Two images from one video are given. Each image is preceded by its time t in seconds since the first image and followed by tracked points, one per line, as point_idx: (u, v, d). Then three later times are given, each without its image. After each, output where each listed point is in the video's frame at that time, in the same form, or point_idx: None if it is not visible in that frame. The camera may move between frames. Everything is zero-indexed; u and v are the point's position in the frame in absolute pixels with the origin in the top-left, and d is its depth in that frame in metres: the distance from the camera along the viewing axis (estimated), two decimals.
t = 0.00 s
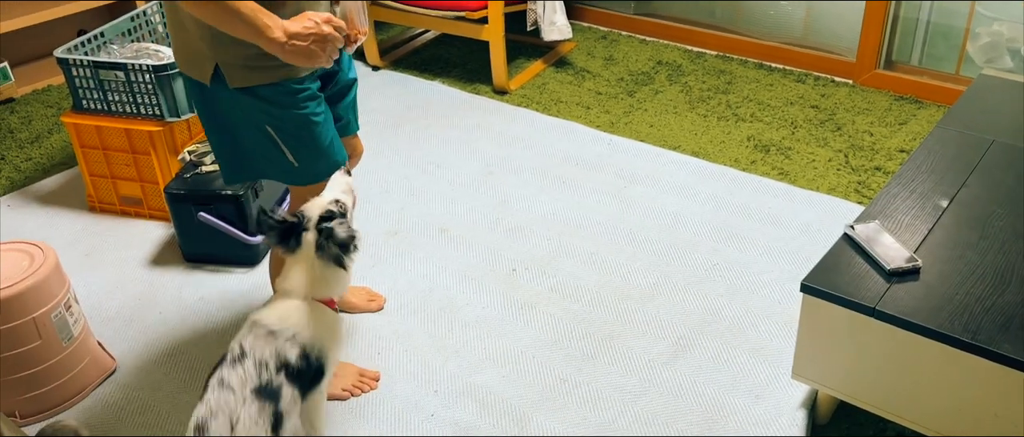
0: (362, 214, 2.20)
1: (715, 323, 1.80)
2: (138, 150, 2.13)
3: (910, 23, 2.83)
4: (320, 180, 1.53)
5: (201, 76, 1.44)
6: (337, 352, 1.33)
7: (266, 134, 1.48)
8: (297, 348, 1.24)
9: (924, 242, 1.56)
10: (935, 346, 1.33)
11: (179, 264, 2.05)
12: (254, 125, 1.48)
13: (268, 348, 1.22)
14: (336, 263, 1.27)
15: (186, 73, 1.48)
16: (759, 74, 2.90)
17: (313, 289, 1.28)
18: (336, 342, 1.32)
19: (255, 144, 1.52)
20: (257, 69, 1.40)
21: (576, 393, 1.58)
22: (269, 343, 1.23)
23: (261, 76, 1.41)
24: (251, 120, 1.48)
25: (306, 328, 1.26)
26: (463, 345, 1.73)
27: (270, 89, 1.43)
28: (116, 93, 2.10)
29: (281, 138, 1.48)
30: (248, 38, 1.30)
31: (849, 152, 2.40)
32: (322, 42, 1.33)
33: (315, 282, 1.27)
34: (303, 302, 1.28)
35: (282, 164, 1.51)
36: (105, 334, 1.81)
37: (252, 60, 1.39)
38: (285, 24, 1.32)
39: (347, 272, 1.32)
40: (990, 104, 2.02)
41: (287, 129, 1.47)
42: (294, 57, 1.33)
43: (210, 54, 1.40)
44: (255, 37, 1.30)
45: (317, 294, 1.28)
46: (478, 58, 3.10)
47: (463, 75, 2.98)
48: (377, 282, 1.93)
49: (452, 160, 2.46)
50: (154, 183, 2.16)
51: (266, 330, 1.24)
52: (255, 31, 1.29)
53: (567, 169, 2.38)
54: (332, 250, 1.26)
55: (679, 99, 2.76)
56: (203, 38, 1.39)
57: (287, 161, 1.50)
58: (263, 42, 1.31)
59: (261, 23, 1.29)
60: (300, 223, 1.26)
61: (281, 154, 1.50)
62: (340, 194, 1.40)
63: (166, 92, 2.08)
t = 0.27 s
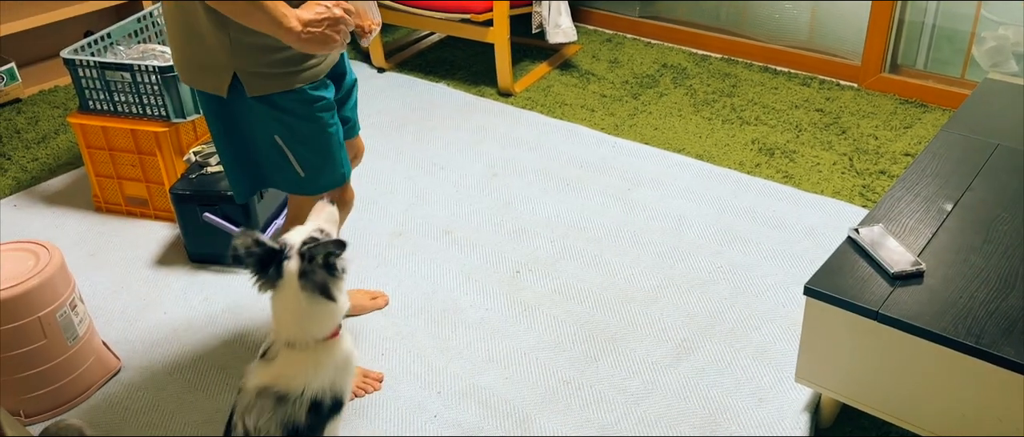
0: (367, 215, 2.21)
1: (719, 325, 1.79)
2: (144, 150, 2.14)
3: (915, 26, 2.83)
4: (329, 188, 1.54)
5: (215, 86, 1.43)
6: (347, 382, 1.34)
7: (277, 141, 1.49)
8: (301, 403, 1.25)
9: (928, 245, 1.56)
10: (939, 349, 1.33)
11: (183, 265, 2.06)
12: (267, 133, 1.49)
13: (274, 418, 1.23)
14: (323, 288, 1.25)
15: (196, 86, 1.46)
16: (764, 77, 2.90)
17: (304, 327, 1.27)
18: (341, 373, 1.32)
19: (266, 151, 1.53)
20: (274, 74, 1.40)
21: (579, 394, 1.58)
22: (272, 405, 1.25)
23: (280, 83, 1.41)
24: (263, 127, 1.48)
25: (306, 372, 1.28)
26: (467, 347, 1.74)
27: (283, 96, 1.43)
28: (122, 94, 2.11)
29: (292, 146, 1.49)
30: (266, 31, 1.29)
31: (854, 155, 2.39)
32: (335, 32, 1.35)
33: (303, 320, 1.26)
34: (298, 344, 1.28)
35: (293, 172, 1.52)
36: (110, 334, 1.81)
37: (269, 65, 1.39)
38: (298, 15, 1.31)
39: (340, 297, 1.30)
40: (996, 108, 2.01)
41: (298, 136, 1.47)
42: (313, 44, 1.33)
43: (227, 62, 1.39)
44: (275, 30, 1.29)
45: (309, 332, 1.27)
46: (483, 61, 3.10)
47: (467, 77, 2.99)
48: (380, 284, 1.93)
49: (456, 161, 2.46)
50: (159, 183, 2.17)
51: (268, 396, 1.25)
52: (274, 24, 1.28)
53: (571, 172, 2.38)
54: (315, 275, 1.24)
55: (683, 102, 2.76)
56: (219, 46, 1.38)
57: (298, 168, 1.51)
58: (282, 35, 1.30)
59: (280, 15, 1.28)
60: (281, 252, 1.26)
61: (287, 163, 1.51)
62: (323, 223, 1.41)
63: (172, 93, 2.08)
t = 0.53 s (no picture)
0: (370, 217, 2.21)
1: (722, 327, 1.79)
2: (148, 151, 2.15)
3: (919, 29, 2.83)
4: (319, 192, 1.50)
5: (214, 90, 1.37)
6: (358, 411, 1.29)
7: (270, 145, 1.43)
8: (295, 421, 1.21)
9: (931, 248, 1.56)
10: (942, 352, 1.33)
11: (187, 265, 2.06)
12: (261, 136, 1.42)
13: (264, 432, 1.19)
14: (349, 302, 1.23)
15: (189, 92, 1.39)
16: (767, 80, 2.90)
17: (323, 343, 1.24)
18: (352, 399, 1.28)
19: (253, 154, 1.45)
20: (279, 75, 1.37)
21: (582, 396, 1.58)
22: (266, 419, 1.20)
23: (287, 84, 1.38)
24: (256, 129, 1.42)
25: (315, 390, 1.24)
26: (469, 348, 1.74)
27: (283, 98, 1.39)
28: (127, 95, 2.12)
29: (288, 150, 1.43)
30: (275, 31, 1.25)
31: (858, 158, 2.39)
32: (338, 40, 1.32)
33: (325, 334, 1.23)
34: (315, 359, 1.25)
35: (283, 177, 1.46)
36: (113, 334, 1.82)
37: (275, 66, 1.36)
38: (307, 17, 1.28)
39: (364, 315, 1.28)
40: (1000, 111, 2.01)
41: (295, 140, 1.42)
42: (315, 49, 1.29)
43: (231, 65, 1.34)
44: (285, 30, 1.25)
45: (328, 349, 1.24)
46: (487, 63, 3.11)
47: (471, 79, 2.99)
48: (383, 285, 1.94)
49: (460, 163, 2.46)
50: (163, 184, 2.17)
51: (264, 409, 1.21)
52: (286, 24, 1.24)
53: (574, 174, 2.39)
54: (342, 287, 1.22)
55: (687, 104, 2.76)
56: (222, 49, 1.33)
57: (290, 173, 1.45)
58: (291, 37, 1.26)
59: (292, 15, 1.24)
60: (310, 261, 1.24)
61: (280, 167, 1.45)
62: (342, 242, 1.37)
63: (177, 94, 2.09)
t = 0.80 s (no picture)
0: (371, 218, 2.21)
1: (722, 329, 1.80)
2: (150, 153, 2.15)
3: (919, 32, 2.83)
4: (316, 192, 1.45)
5: (199, 95, 1.30)
6: (402, 407, 1.30)
7: (265, 149, 1.36)
8: (343, 424, 1.22)
9: (931, 250, 1.56)
10: (942, 354, 1.33)
11: (188, 266, 2.06)
12: (253, 142, 1.36)
13: None
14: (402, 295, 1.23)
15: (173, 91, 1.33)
16: (768, 82, 2.91)
17: (376, 340, 1.24)
18: (398, 397, 1.29)
19: (242, 162, 1.39)
20: (265, 81, 1.31)
21: (582, 398, 1.58)
22: (314, 422, 1.21)
23: (276, 89, 1.33)
24: (250, 133, 1.35)
25: (362, 391, 1.24)
26: (470, 350, 1.74)
27: (272, 101, 1.34)
28: (128, 97, 2.12)
29: (285, 153, 1.37)
30: (323, 83, 1.25)
31: (858, 161, 2.39)
32: (382, 115, 1.32)
33: (379, 331, 1.23)
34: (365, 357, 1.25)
35: (281, 181, 1.40)
36: (114, 335, 1.82)
37: (260, 72, 1.30)
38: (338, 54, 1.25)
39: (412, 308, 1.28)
40: (1000, 113, 2.01)
41: (292, 141, 1.37)
42: (356, 114, 1.29)
43: (216, 71, 1.27)
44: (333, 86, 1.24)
45: (381, 348, 1.25)
46: (488, 65, 3.11)
47: (472, 81, 3.00)
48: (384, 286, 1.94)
49: (460, 165, 2.47)
50: (165, 185, 2.18)
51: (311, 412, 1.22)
52: (335, 79, 1.24)
53: (575, 175, 2.39)
54: (396, 281, 1.22)
55: (687, 106, 2.76)
56: (209, 54, 1.26)
57: (289, 176, 1.40)
58: (336, 94, 1.26)
59: (346, 75, 1.24)
60: (362, 259, 1.22)
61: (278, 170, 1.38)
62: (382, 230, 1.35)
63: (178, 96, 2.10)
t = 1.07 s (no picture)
0: (371, 219, 2.21)
1: (720, 330, 1.80)
2: (149, 154, 2.15)
3: (918, 34, 2.83)
4: (325, 189, 1.43)
5: (197, 100, 1.28)
6: (397, 396, 1.28)
7: (271, 148, 1.35)
8: (341, 407, 1.20)
9: (929, 251, 1.56)
10: (938, 356, 1.34)
11: (187, 267, 2.06)
12: (258, 142, 1.35)
13: (313, 421, 1.19)
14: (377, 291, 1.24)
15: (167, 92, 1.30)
16: (767, 84, 2.91)
17: (358, 328, 1.26)
18: (391, 385, 1.27)
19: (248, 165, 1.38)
20: (263, 86, 1.31)
21: (580, 398, 1.58)
22: (313, 408, 1.20)
23: (274, 91, 1.33)
24: (258, 134, 1.34)
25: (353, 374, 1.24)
26: (469, 351, 1.74)
27: (273, 102, 1.34)
28: (127, 98, 2.12)
29: (291, 148, 1.36)
30: (365, 122, 1.25)
31: (857, 162, 2.40)
32: (414, 178, 1.33)
33: (360, 320, 1.25)
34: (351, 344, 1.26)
35: (291, 177, 1.38)
36: (113, 336, 1.82)
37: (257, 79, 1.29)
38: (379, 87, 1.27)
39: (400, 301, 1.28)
40: (998, 115, 2.02)
41: (296, 135, 1.36)
42: (391, 165, 1.29)
43: (215, 80, 1.26)
44: (376, 128, 1.25)
45: (367, 332, 1.26)
46: (488, 66, 3.12)
47: (471, 82, 3.00)
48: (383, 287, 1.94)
49: (459, 166, 2.47)
50: (164, 186, 2.18)
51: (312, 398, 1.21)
52: (379, 119, 1.25)
53: (574, 177, 2.39)
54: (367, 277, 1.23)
55: (686, 108, 2.76)
56: (209, 63, 1.23)
57: (298, 172, 1.38)
58: (377, 140, 1.26)
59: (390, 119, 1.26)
60: (338, 255, 1.26)
61: (290, 168, 1.37)
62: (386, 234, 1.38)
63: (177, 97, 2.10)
